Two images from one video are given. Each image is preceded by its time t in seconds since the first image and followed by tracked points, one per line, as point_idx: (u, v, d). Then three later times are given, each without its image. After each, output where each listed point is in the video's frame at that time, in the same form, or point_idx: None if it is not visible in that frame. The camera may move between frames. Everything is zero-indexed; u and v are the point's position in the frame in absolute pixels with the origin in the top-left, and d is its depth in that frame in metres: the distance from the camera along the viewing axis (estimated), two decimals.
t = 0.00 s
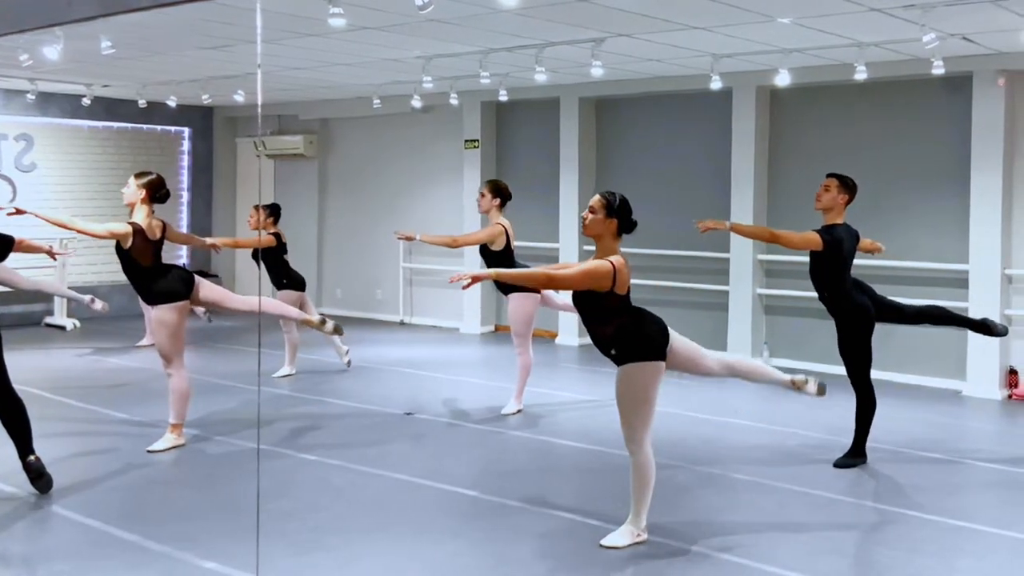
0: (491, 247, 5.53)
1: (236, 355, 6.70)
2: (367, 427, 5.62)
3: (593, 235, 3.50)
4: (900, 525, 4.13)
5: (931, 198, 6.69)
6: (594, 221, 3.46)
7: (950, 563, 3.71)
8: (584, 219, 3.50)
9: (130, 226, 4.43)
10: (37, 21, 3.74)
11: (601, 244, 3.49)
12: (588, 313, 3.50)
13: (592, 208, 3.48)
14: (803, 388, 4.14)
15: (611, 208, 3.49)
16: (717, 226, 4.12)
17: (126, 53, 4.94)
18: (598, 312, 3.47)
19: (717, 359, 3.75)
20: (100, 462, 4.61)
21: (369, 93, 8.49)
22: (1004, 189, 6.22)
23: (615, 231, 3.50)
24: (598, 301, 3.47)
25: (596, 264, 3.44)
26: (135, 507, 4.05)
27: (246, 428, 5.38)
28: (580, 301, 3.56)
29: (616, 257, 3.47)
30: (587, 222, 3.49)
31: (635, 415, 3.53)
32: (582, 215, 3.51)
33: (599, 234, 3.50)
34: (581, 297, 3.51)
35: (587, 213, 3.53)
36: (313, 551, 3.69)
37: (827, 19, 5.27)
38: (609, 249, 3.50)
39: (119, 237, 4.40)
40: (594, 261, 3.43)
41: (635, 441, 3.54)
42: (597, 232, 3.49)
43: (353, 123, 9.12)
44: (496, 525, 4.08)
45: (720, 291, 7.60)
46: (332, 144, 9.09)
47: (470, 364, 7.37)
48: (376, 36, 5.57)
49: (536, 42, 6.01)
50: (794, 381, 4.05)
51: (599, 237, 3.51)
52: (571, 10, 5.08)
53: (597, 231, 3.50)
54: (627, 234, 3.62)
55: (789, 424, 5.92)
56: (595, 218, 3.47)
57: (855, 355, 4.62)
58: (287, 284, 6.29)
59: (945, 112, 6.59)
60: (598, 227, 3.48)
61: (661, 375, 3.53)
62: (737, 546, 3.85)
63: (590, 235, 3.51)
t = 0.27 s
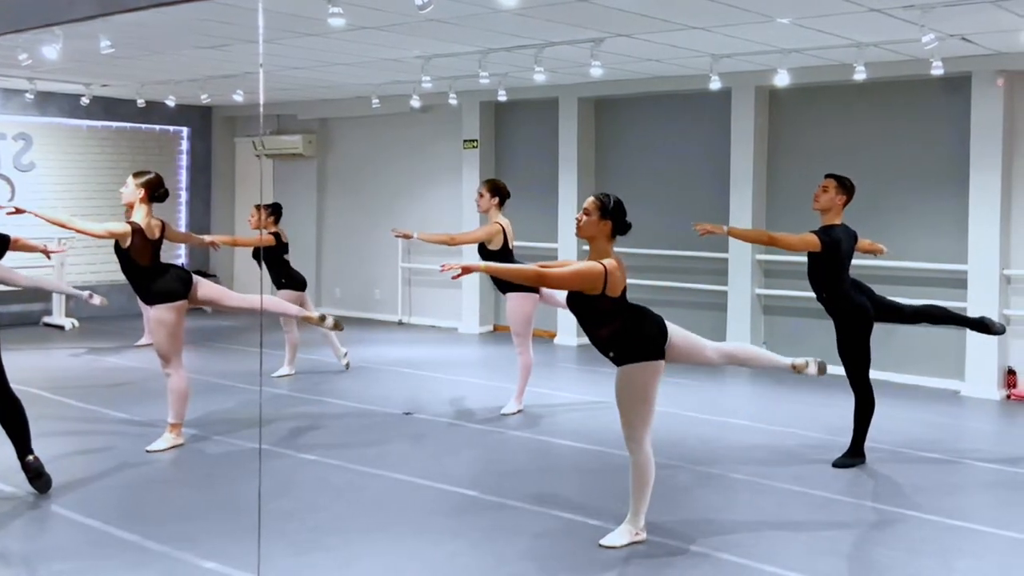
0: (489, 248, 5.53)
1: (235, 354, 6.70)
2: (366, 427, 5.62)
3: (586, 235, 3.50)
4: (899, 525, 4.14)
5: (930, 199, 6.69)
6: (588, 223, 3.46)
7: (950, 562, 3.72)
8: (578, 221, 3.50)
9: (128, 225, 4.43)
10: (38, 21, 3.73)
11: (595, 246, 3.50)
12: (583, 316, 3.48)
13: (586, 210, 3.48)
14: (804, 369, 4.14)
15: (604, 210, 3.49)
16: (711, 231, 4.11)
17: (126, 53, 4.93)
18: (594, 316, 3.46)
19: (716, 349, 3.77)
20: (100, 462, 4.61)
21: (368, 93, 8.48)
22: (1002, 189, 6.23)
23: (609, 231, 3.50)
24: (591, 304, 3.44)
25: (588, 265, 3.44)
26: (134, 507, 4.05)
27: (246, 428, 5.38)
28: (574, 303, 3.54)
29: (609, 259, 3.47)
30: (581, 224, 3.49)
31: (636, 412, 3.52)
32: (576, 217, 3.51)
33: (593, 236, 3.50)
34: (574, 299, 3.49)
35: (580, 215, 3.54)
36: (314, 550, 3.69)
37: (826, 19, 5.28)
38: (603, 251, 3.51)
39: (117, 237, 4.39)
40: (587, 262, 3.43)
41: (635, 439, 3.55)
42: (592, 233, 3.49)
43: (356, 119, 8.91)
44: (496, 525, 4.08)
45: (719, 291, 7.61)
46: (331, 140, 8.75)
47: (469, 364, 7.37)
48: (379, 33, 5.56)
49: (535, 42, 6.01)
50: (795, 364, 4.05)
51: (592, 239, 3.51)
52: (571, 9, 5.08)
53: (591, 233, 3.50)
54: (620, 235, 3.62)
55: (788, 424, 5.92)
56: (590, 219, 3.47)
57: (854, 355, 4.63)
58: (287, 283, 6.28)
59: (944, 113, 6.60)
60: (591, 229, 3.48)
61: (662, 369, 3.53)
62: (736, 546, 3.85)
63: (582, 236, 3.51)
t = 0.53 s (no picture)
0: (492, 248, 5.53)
1: (237, 354, 6.70)
2: (368, 427, 5.62)
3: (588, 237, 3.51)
4: (901, 525, 4.14)
5: (932, 199, 6.70)
6: (591, 223, 3.46)
7: (952, 562, 3.72)
8: (581, 222, 3.50)
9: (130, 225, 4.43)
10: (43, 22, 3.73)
11: (597, 246, 3.50)
12: (586, 317, 3.48)
13: (588, 210, 3.48)
14: (808, 361, 4.10)
15: (607, 210, 3.49)
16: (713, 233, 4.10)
17: (129, 53, 4.92)
18: (597, 318, 3.46)
19: (717, 345, 3.74)
20: (103, 461, 4.61)
21: (370, 94, 8.47)
22: (1004, 190, 6.23)
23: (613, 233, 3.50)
24: (593, 306, 3.44)
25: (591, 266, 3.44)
26: (138, 506, 4.05)
27: (248, 427, 5.38)
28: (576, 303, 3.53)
29: (612, 259, 3.48)
30: (583, 225, 3.49)
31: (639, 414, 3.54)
32: (578, 218, 3.51)
33: (595, 236, 3.50)
34: (576, 300, 3.49)
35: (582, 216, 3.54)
36: (317, 550, 3.69)
37: (828, 20, 5.28)
38: (606, 251, 3.51)
39: (120, 237, 4.40)
40: (590, 263, 3.43)
41: (638, 440, 3.57)
42: (594, 234, 3.49)
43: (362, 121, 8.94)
44: (499, 524, 4.09)
45: (720, 292, 7.62)
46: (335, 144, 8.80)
47: (470, 364, 7.37)
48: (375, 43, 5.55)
49: (538, 43, 6.02)
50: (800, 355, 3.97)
51: (595, 239, 3.52)
52: (574, 10, 5.09)
53: (593, 234, 3.50)
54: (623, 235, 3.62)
55: (790, 424, 5.93)
56: (592, 220, 3.47)
57: (857, 355, 4.63)
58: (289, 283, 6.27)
59: (946, 114, 6.61)
60: (593, 230, 3.48)
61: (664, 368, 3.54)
62: (739, 546, 3.86)
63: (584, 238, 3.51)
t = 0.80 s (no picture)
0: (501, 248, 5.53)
1: (245, 354, 6.72)
2: (375, 426, 5.63)
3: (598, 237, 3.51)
4: (909, 525, 4.15)
5: (938, 200, 6.70)
6: (597, 224, 3.47)
7: (960, 562, 3.73)
8: (589, 223, 3.50)
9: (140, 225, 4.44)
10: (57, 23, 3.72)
11: (605, 247, 3.51)
12: (595, 317, 3.49)
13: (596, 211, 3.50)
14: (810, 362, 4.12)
15: (614, 211, 3.50)
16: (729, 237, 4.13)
17: (140, 54, 4.92)
18: (606, 318, 3.47)
19: (724, 345, 3.74)
20: (113, 460, 4.63)
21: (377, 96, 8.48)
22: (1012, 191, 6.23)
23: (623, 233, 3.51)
24: (602, 305, 3.45)
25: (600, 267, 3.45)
26: (148, 505, 4.06)
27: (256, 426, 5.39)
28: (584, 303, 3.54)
29: (621, 259, 3.48)
30: (591, 226, 3.50)
31: (648, 415, 3.54)
32: (586, 219, 3.52)
33: (603, 237, 3.51)
34: (584, 300, 3.50)
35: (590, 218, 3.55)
36: (328, 549, 3.70)
37: (836, 21, 5.29)
38: (614, 251, 3.52)
39: (131, 238, 4.41)
40: (599, 263, 3.44)
41: (648, 439, 3.57)
42: (602, 235, 3.50)
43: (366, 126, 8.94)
44: (509, 524, 4.10)
45: (726, 292, 7.62)
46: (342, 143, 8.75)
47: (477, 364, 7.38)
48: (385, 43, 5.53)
49: (545, 43, 6.03)
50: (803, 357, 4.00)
51: (603, 240, 3.52)
52: (583, 11, 5.10)
53: (601, 235, 3.51)
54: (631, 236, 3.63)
55: (796, 424, 5.94)
56: (600, 221, 3.48)
57: (866, 356, 4.64)
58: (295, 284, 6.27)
59: (953, 115, 6.61)
60: (602, 231, 3.49)
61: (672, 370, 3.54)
62: (749, 545, 3.86)
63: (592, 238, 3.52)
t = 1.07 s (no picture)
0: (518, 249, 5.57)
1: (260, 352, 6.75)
2: (390, 425, 5.64)
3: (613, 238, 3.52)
4: (925, 524, 4.15)
5: (953, 200, 6.69)
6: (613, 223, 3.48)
7: (977, 562, 3.72)
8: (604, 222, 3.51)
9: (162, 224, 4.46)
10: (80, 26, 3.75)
11: (621, 246, 3.52)
12: (612, 317, 3.49)
13: (611, 211, 3.51)
14: (821, 363, 4.12)
15: (629, 210, 3.51)
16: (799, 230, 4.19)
17: (158, 55, 4.94)
18: (623, 318, 3.48)
19: (738, 345, 3.74)
20: (131, 457, 4.66)
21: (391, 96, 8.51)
22: None
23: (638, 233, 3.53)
24: (619, 304, 3.45)
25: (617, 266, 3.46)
26: (166, 503, 4.09)
27: (272, 424, 5.42)
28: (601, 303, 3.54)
29: (637, 258, 3.49)
30: (606, 225, 3.52)
31: (663, 414, 3.55)
32: (602, 218, 3.53)
33: (619, 236, 3.51)
34: (600, 300, 3.50)
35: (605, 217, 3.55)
36: (345, 545, 3.72)
37: (851, 20, 5.29)
38: (630, 250, 3.52)
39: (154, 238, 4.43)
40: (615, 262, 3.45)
41: (663, 439, 3.58)
42: (617, 234, 3.51)
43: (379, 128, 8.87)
44: (525, 522, 4.11)
45: (740, 292, 7.62)
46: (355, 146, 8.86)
47: (491, 364, 7.39)
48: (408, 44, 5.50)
49: (560, 44, 6.04)
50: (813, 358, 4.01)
51: (619, 239, 3.53)
52: (598, 11, 5.11)
53: (617, 234, 3.52)
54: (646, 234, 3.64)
55: (811, 424, 5.93)
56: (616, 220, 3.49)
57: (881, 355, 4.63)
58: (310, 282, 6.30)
59: (968, 115, 6.60)
60: (617, 230, 3.50)
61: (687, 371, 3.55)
62: (764, 544, 3.87)
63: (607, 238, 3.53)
